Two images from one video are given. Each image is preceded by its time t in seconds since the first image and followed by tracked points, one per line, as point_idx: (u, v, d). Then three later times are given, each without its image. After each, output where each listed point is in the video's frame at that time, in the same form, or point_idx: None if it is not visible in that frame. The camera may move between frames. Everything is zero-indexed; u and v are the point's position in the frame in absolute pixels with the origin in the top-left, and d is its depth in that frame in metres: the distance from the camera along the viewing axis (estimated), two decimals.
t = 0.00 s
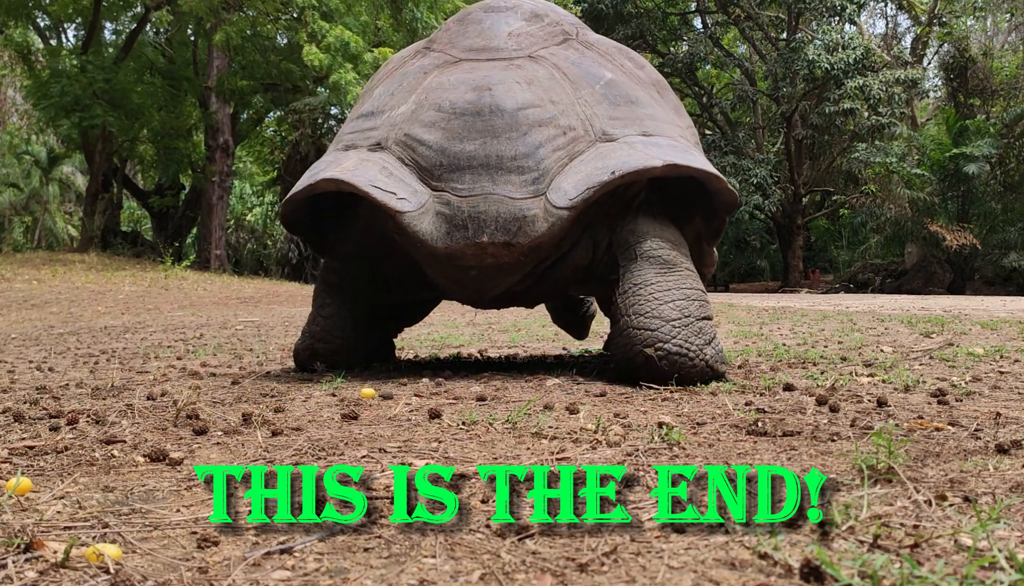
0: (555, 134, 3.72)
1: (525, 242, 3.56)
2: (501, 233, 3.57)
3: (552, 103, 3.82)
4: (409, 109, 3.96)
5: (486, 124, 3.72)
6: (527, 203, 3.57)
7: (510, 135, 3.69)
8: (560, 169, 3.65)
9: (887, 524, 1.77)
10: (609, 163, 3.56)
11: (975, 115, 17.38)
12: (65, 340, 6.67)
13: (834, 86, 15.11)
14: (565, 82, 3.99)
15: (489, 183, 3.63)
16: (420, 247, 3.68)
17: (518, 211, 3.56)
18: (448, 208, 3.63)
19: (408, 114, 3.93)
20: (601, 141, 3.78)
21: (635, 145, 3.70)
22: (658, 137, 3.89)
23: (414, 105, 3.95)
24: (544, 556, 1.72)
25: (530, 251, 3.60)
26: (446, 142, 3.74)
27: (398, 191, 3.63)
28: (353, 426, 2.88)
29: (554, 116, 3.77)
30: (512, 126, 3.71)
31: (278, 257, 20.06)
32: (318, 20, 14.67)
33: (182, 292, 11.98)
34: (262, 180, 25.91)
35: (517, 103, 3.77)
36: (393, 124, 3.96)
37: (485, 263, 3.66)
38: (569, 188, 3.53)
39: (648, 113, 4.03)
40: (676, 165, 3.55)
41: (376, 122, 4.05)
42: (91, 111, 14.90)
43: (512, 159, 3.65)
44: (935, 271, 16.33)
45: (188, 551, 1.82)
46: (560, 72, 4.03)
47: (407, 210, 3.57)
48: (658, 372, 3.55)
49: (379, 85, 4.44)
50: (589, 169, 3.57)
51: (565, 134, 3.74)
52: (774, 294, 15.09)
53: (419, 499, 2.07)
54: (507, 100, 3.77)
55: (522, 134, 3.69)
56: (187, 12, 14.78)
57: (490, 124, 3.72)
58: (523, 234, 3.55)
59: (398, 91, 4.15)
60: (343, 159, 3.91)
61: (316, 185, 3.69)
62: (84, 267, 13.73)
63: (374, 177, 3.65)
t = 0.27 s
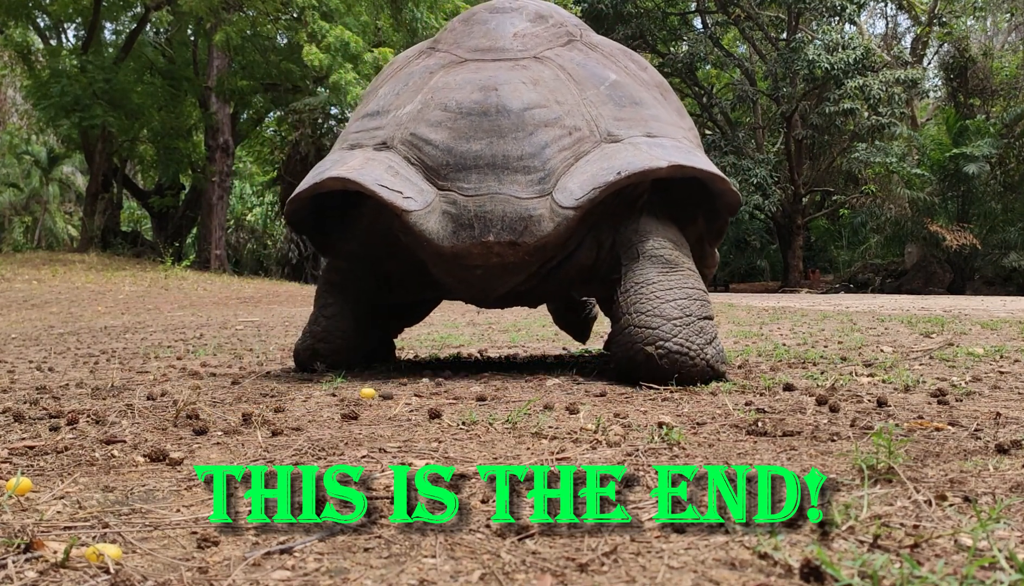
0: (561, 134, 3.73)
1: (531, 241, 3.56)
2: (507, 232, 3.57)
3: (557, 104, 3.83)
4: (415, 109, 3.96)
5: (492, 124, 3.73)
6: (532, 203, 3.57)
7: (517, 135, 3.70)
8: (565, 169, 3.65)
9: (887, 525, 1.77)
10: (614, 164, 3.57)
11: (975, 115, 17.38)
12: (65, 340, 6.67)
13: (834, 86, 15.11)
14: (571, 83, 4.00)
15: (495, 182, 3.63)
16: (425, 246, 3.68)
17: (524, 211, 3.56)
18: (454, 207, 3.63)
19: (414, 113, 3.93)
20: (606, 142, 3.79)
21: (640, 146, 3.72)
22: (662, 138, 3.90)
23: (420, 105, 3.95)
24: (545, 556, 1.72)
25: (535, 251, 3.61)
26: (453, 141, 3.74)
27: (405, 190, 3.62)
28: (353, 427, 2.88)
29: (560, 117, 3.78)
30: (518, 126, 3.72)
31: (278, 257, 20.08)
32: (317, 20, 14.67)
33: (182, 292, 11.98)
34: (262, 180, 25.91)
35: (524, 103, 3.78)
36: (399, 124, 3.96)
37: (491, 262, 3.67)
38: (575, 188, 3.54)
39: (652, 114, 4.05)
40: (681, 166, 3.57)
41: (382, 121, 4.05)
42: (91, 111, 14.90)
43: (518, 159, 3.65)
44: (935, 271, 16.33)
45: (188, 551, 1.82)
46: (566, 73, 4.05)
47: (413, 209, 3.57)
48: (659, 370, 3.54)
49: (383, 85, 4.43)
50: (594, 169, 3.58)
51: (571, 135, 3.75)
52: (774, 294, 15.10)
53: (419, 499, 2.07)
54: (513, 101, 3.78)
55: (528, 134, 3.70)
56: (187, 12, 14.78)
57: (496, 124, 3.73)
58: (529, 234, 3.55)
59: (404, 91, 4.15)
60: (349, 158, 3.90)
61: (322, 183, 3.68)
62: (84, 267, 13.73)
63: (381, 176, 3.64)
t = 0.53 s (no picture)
0: (566, 135, 3.74)
1: (536, 241, 3.57)
2: (512, 232, 3.57)
3: (562, 106, 3.84)
4: (420, 109, 3.95)
5: (497, 124, 3.73)
6: (538, 204, 3.58)
7: (522, 135, 3.70)
8: (570, 170, 3.66)
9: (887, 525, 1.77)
10: (619, 166, 3.57)
11: (975, 115, 17.38)
12: (65, 340, 6.67)
13: (834, 86, 15.11)
14: (575, 85, 4.01)
15: (501, 183, 3.63)
16: (430, 246, 3.68)
17: (530, 211, 3.56)
18: (459, 207, 3.63)
19: (419, 114, 3.93)
20: (610, 143, 3.80)
21: (645, 147, 3.73)
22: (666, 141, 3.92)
23: (425, 105, 3.95)
24: (545, 556, 1.72)
25: (540, 250, 3.62)
26: (458, 142, 3.74)
27: (410, 190, 3.62)
28: (353, 427, 2.88)
29: (565, 118, 3.79)
30: (524, 127, 3.72)
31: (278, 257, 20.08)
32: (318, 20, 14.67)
33: (182, 292, 11.98)
34: (262, 180, 25.92)
35: (529, 104, 3.79)
36: (404, 124, 3.96)
37: (495, 262, 3.67)
38: (580, 189, 3.54)
39: (655, 117, 4.07)
40: (685, 168, 3.58)
41: (387, 121, 4.04)
42: (91, 111, 14.91)
43: (524, 159, 3.66)
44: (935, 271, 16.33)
45: (188, 551, 1.82)
46: (570, 75, 4.05)
47: (419, 209, 3.56)
48: (659, 369, 3.53)
49: (387, 85, 4.43)
50: (598, 171, 3.59)
51: (576, 136, 3.76)
52: (774, 294, 15.10)
53: (420, 499, 2.07)
54: (519, 102, 3.79)
55: (534, 135, 3.71)
56: (187, 12, 14.77)
57: (501, 124, 3.73)
58: (534, 234, 3.56)
59: (408, 91, 4.15)
60: (354, 158, 3.89)
61: (327, 183, 3.67)
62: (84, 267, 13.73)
63: (386, 176, 3.63)
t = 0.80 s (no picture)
0: (569, 136, 3.74)
1: (540, 242, 3.57)
2: (516, 233, 3.57)
3: (565, 107, 3.84)
4: (424, 109, 3.95)
5: (501, 125, 3.74)
6: (541, 205, 3.58)
7: (526, 136, 3.71)
8: (573, 170, 3.67)
9: (887, 524, 1.77)
10: (622, 166, 3.58)
11: (975, 115, 17.37)
12: (65, 340, 6.67)
13: (834, 86, 15.11)
14: (578, 86, 4.01)
15: (504, 183, 3.63)
16: (434, 246, 3.67)
17: (533, 212, 3.57)
18: (463, 207, 3.63)
19: (423, 114, 3.93)
20: (613, 144, 3.81)
21: (647, 149, 3.74)
22: (668, 142, 3.93)
23: (429, 106, 3.95)
24: (544, 556, 1.72)
25: (544, 251, 3.61)
26: (462, 142, 3.74)
27: (415, 190, 3.61)
28: (353, 426, 2.88)
29: (568, 119, 3.80)
30: (528, 128, 3.72)
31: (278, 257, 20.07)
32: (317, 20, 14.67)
33: (182, 292, 11.99)
34: (262, 180, 25.92)
35: (533, 105, 3.79)
36: (408, 124, 3.95)
37: (499, 262, 3.67)
38: (583, 190, 3.55)
39: (656, 118, 4.08)
40: (687, 169, 3.59)
41: (390, 122, 4.04)
42: (91, 111, 14.91)
43: (527, 160, 3.66)
44: (935, 271, 16.33)
45: (188, 551, 1.82)
46: (573, 76, 4.06)
47: (423, 209, 3.56)
48: (660, 367, 3.52)
49: (390, 85, 4.43)
50: (601, 172, 3.60)
51: (579, 137, 3.76)
52: (774, 294, 15.11)
53: (421, 499, 2.07)
54: (522, 103, 3.79)
55: (537, 136, 3.71)
56: (186, 12, 14.77)
57: (505, 125, 3.73)
58: (538, 234, 3.56)
59: (411, 92, 4.15)
60: (358, 158, 3.88)
61: (331, 183, 3.66)
62: (84, 267, 13.73)
63: (391, 176, 3.63)
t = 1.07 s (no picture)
0: (572, 137, 3.74)
1: (542, 242, 3.57)
2: (518, 233, 3.57)
3: (567, 108, 3.84)
4: (426, 110, 3.95)
5: (504, 126, 3.74)
6: (543, 205, 3.58)
7: (529, 137, 3.71)
8: (575, 171, 3.67)
9: (887, 525, 1.76)
10: (624, 167, 3.58)
11: (975, 115, 17.37)
12: (65, 340, 6.67)
13: (834, 86, 15.11)
14: (580, 87, 4.01)
15: (507, 183, 3.63)
16: (437, 246, 3.67)
17: (536, 212, 3.57)
18: (466, 207, 3.63)
19: (426, 114, 3.93)
20: (615, 145, 3.81)
21: (649, 150, 3.74)
22: (670, 144, 3.93)
23: (432, 106, 3.95)
24: (544, 556, 1.72)
25: (546, 251, 3.62)
26: (465, 143, 3.74)
27: (418, 190, 3.61)
28: (353, 426, 2.88)
29: (571, 120, 3.80)
30: (530, 128, 3.72)
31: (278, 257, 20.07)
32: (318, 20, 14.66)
33: (182, 292, 11.99)
34: (262, 180, 25.92)
35: (535, 106, 3.79)
36: (411, 124, 3.95)
37: (501, 262, 3.67)
38: (584, 190, 3.55)
39: (658, 120, 4.08)
40: (689, 170, 3.59)
41: (393, 122, 4.04)
42: (91, 111, 14.91)
43: (530, 161, 3.66)
44: (935, 271, 16.32)
45: (188, 551, 1.82)
46: (575, 77, 4.06)
47: (426, 209, 3.55)
48: (660, 366, 3.51)
49: (392, 86, 4.43)
50: (603, 172, 3.60)
51: (581, 138, 3.76)
52: (774, 294, 15.12)
53: (422, 498, 2.07)
54: (525, 104, 3.79)
55: (539, 137, 3.71)
56: (186, 12, 14.76)
57: (508, 126, 3.73)
58: (541, 234, 3.56)
59: (414, 92, 4.15)
60: (361, 158, 3.88)
61: (335, 182, 3.66)
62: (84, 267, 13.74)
63: (394, 176, 3.62)
